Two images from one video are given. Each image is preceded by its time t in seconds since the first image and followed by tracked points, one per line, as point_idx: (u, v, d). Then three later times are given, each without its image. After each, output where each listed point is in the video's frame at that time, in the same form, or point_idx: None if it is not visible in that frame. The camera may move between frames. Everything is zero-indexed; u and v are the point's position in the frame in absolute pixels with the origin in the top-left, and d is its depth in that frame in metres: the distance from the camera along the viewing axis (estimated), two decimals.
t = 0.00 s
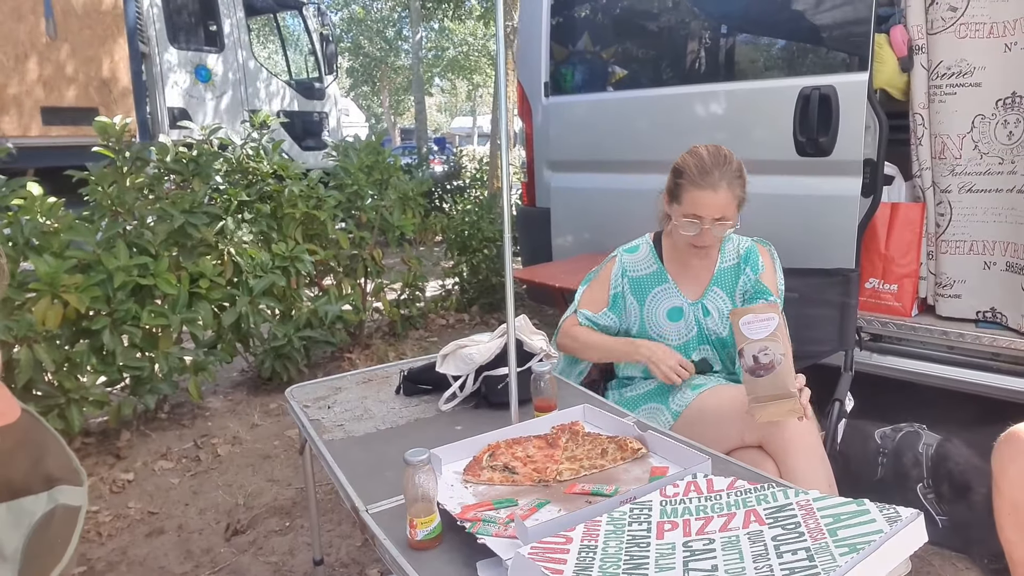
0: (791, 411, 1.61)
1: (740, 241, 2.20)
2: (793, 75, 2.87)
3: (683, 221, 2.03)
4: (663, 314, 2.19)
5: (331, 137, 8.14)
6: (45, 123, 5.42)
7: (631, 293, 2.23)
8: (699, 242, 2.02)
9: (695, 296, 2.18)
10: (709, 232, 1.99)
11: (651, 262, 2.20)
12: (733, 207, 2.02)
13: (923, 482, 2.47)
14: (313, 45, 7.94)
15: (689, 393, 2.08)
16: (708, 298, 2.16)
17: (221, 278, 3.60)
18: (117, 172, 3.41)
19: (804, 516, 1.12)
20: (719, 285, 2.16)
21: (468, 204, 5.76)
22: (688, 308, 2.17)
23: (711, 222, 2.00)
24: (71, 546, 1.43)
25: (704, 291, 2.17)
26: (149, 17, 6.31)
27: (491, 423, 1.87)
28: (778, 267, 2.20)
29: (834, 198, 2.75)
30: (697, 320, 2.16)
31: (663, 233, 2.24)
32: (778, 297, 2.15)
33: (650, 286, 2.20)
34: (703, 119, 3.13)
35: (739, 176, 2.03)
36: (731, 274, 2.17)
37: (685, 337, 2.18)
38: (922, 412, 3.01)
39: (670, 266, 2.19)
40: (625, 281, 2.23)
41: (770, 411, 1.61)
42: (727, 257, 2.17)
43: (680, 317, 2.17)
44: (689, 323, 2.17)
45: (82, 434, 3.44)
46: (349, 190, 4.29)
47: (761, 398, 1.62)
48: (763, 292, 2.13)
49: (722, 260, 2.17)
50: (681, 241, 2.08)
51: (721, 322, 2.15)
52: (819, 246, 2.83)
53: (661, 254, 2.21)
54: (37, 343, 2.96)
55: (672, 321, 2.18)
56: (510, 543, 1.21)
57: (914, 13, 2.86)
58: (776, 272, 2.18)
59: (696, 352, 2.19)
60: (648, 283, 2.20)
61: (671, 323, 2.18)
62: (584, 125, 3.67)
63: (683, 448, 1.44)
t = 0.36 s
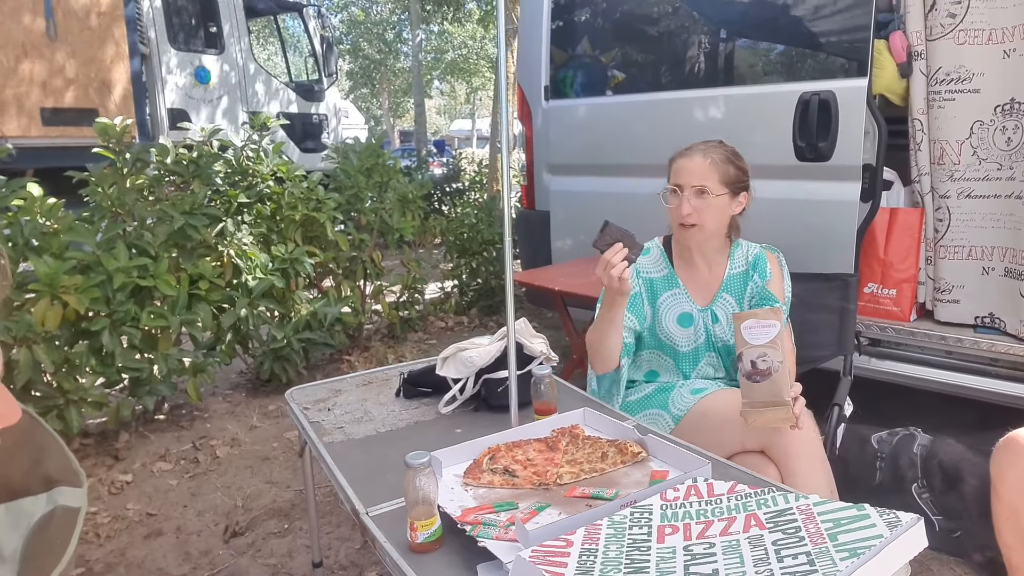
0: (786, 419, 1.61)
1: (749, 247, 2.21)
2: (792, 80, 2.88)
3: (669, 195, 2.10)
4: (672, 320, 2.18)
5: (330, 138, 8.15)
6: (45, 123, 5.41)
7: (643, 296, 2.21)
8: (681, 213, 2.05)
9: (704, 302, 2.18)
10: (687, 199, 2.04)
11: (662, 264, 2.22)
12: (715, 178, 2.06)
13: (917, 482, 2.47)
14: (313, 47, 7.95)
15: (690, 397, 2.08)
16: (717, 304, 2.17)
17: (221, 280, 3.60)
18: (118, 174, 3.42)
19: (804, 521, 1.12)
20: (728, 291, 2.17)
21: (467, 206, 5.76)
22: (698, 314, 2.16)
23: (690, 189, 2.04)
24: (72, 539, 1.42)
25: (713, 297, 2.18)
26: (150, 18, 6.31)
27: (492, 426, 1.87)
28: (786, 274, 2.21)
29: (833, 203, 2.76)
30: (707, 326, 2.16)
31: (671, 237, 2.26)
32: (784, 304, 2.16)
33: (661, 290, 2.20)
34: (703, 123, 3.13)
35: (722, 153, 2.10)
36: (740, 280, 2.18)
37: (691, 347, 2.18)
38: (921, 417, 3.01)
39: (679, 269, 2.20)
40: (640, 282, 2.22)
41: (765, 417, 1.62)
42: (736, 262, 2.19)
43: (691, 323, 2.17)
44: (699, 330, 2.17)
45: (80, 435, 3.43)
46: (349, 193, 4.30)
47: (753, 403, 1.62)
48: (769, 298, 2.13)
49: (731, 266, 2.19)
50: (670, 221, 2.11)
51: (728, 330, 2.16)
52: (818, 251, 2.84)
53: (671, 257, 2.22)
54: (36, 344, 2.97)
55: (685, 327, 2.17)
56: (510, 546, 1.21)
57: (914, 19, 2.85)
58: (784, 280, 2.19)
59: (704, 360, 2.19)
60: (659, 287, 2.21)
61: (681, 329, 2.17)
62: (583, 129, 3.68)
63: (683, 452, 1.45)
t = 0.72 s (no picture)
0: (791, 422, 1.62)
1: (754, 250, 2.21)
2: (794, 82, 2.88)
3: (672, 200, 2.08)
4: (679, 324, 2.19)
5: (332, 134, 8.14)
6: (46, 115, 5.41)
7: (650, 300, 2.22)
8: (686, 216, 2.04)
9: (712, 307, 2.19)
10: (693, 203, 2.03)
11: (669, 268, 2.22)
12: (719, 179, 2.06)
13: (914, 481, 2.48)
14: (315, 42, 7.93)
15: (692, 398, 2.09)
16: (724, 309, 2.17)
17: (222, 275, 3.60)
18: (119, 167, 3.42)
19: (806, 525, 1.12)
20: (735, 296, 2.18)
21: (468, 203, 5.76)
22: (704, 319, 2.17)
23: (695, 192, 2.04)
24: (72, 534, 1.42)
25: (720, 303, 2.18)
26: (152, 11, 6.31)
27: (493, 425, 1.87)
28: (792, 277, 2.21)
29: (835, 205, 2.76)
30: (713, 331, 2.17)
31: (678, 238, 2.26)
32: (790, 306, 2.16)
33: (668, 294, 2.21)
34: (705, 123, 3.13)
35: (721, 154, 2.10)
36: (746, 284, 2.18)
37: (697, 351, 2.19)
38: (921, 420, 3.02)
39: (686, 273, 2.21)
40: (649, 286, 2.22)
41: (770, 419, 1.63)
42: (743, 266, 2.19)
43: (697, 328, 2.18)
44: (705, 335, 2.18)
45: (80, 429, 3.44)
46: (349, 189, 4.33)
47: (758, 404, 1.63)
48: (774, 302, 2.14)
49: (737, 271, 2.19)
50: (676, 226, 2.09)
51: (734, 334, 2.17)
52: (819, 253, 2.84)
53: (678, 260, 2.22)
54: (36, 338, 2.98)
55: (691, 332, 2.18)
56: (512, 546, 1.22)
57: (918, 22, 2.86)
58: (790, 282, 2.20)
59: (709, 364, 2.20)
60: (668, 291, 2.21)
61: (688, 334, 2.19)
62: (585, 128, 3.68)
63: (685, 455, 1.45)
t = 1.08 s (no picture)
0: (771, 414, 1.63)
1: (745, 251, 2.22)
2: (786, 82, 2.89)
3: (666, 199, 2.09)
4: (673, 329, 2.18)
5: (325, 138, 8.14)
6: (38, 121, 5.40)
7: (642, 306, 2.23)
8: (681, 217, 2.05)
9: (705, 310, 2.20)
10: (686, 203, 2.04)
11: (660, 272, 2.23)
12: (712, 180, 2.06)
13: (908, 478, 2.49)
14: (308, 47, 7.93)
15: (686, 399, 2.10)
16: (717, 311, 2.19)
17: (215, 279, 3.59)
18: (112, 172, 3.42)
19: (800, 521, 1.13)
20: (727, 298, 2.19)
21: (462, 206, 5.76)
22: (698, 323, 2.17)
23: (688, 193, 2.04)
24: (64, 540, 1.39)
25: (713, 305, 2.19)
26: (144, 17, 6.31)
27: (488, 426, 1.87)
28: (783, 275, 2.22)
29: (828, 204, 2.77)
30: (707, 335, 2.16)
31: (668, 242, 2.27)
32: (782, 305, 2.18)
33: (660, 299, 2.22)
34: (698, 124, 3.14)
35: (715, 154, 2.11)
36: (738, 285, 2.20)
37: (691, 354, 2.18)
38: (915, 418, 3.03)
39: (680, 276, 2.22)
40: (641, 292, 2.22)
41: (750, 414, 1.64)
42: (734, 267, 2.20)
43: (691, 331, 2.18)
44: (699, 338, 2.18)
45: (73, 435, 3.42)
46: (344, 192, 4.31)
47: (738, 403, 1.64)
48: (765, 301, 2.16)
49: (729, 271, 2.20)
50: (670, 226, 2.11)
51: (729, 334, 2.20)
52: (812, 252, 2.85)
53: (670, 263, 2.24)
54: (29, 344, 2.96)
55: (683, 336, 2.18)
56: (507, 546, 1.22)
57: (908, 22, 2.87)
58: (781, 281, 2.21)
59: (703, 367, 2.20)
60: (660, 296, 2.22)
61: (682, 338, 2.18)
62: (578, 129, 3.69)
63: (679, 453, 1.45)
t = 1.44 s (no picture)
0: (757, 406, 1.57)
1: (739, 239, 2.22)
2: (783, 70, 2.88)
3: (655, 194, 2.09)
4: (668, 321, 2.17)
5: (322, 130, 8.11)
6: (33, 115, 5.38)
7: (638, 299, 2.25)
8: (670, 211, 2.06)
9: (700, 301, 2.22)
10: (675, 197, 2.05)
11: (656, 264, 2.24)
12: (701, 173, 2.05)
13: (908, 465, 2.50)
14: (303, 38, 7.88)
15: (684, 388, 2.12)
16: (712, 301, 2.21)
17: (214, 272, 3.59)
18: (108, 166, 3.42)
19: (799, 508, 1.13)
20: (722, 288, 2.22)
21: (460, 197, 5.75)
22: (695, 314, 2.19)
23: (677, 186, 2.04)
24: (68, 534, 1.39)
25: (708, 296, 2.22)
26: (138, 10, 6.28)
27: (487, 417, 1.88)
28: (778, 262, 2.22)
29: (826, 192, 2.77)
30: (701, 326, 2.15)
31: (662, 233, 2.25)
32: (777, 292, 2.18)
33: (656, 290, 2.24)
34: (695, 113, 3.13)
35: (701, 146, 2.11)
36: (732, 274, 2.22)
37: (690, 347, 2.16)
38: (914, 405, 3.04)
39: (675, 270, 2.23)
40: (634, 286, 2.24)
41: (738, 409, 1.60)
42: (728, 257, 2.21)
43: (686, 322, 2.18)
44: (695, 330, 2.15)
45: (74, 429, 3.43)
46: (342, 184, 4.29)
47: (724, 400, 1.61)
48: (759, 290, 2.16)
49: (723, 261, 2.21)
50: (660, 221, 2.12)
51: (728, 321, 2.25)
52: (810, 241, 2.85)
53: (665, 255, 2.23)
54: (28, 338, 2.96)
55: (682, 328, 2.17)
56: (508, 535, 1.22)
57: (906, 8, 2.86)
58: (776, 268, 2.21)
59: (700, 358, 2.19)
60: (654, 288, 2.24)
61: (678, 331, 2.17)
62: (576, 119, 3.68)
63: (678, 442, 1.46)
